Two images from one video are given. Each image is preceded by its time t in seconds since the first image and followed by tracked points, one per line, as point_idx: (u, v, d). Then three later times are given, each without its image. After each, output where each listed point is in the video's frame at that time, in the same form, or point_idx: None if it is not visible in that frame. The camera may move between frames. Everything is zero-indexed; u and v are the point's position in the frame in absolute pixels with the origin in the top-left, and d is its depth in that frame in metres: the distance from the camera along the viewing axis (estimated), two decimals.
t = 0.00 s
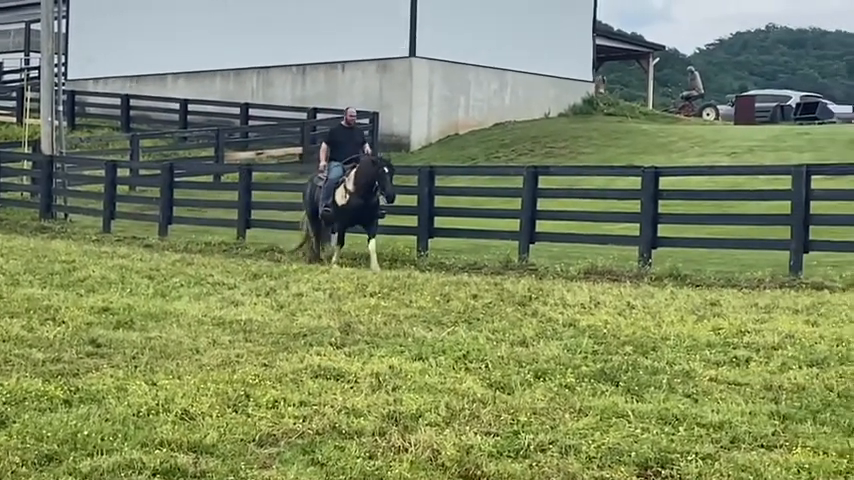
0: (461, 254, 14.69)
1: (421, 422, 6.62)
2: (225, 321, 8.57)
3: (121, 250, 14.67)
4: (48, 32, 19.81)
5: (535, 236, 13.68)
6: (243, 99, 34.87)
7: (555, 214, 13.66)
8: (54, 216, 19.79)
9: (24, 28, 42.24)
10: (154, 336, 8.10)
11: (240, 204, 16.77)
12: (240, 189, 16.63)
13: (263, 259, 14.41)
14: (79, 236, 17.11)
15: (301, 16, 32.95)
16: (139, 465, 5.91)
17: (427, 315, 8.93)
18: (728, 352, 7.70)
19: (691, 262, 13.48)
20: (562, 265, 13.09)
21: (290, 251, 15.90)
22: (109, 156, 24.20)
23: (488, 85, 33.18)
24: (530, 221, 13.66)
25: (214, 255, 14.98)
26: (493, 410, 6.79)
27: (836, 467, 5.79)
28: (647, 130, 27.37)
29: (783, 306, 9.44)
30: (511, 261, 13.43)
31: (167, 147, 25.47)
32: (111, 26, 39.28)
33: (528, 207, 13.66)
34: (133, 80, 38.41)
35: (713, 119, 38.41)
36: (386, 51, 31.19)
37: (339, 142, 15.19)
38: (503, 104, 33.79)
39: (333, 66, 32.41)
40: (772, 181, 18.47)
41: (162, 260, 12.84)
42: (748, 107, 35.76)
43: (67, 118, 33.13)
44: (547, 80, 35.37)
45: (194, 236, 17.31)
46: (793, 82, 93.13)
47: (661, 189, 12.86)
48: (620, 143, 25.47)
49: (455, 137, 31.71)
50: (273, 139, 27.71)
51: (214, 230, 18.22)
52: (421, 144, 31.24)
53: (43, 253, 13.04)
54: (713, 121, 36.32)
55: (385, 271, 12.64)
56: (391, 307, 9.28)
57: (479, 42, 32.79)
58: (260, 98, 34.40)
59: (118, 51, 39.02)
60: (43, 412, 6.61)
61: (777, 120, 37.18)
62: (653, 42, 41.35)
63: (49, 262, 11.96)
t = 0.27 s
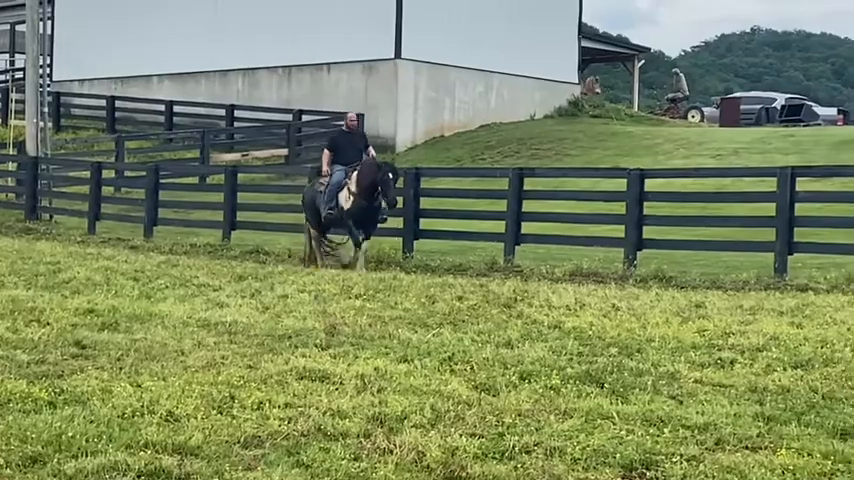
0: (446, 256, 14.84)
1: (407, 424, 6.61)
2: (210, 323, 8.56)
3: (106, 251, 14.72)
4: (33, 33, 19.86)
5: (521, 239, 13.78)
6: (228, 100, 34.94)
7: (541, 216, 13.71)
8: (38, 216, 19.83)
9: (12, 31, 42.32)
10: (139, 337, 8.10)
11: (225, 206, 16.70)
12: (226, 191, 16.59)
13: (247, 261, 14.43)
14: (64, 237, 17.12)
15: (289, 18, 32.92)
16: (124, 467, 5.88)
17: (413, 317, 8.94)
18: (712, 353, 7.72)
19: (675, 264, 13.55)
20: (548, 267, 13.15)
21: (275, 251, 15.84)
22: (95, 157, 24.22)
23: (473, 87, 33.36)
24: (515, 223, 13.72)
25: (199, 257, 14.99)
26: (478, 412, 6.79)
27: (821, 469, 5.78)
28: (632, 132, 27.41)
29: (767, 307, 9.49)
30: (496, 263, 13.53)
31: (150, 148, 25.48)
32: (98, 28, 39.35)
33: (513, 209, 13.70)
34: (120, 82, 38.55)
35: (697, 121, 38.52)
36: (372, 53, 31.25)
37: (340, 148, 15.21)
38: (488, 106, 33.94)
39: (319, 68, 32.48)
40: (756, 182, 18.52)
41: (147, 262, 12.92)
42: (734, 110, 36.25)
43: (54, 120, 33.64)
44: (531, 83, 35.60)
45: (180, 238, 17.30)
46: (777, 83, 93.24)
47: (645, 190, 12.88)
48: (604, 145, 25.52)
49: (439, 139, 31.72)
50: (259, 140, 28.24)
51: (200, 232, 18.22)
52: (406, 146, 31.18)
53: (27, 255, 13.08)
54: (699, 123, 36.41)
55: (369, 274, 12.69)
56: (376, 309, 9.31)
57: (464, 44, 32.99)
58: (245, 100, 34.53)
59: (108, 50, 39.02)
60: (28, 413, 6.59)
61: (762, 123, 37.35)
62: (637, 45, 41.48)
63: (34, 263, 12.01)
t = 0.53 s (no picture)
0: (435, 257, 14.90)
1: (393, 425, 6.59)
2: (197, 324, 8.57)
3: (93, 252, 14.79)
4: (19, 35, 19.95)
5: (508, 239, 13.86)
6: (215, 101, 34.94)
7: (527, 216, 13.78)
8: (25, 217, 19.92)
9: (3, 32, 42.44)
10: (125, 338, 8.12)
11: (212, 207, 16.69)
12: (213, 192, 16.60)
13: (234, 261, 14.45)
14: (51, 238, 17.17)
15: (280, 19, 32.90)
16: (110, 468, 5.84)
17: (400, 317, 8.97)
18: (699, 354, 7.73)
19: (661, 265, 13.58)
20: (534, 268, 13.22)
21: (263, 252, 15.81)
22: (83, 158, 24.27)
23: (460, 88, 33.44)
24: (502, 224, 13.79)
25: (186, 257, 15.01)
26: (464, 413, 6.76)
27: (806, 470, 5.71)
28: (619, 133, 27.41)
29: (754, 309, 9.53)
30: (483, 264, 13.60)
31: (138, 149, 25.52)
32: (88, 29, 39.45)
33: (500, 210, 13.77)
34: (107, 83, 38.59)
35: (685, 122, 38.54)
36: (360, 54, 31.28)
37: (343, 145, 15.12)
38: (475, 107, 34.03)
39: (306, 69, 32.49)
40: (742, 184, 18.54)
41: (134, 263, 12.98)
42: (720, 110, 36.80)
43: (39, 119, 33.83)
44: (519, 83, 35.63)
45: (167, 239, 17.33)
46: (765, 84, 93.31)
47: (632, 191, 12.92)
48: (591, 146, 25.52)
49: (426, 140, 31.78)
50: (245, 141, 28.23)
51: (187, 232, 18.25)
52: (393, 147, 31.22)
53: (13, 257, 13.15)
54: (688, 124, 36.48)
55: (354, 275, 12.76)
56: (363, 310, 9.36)
57: (451, 44, 33.03)
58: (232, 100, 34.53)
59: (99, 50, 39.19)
60: (13, 415, 6.55)
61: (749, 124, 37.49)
62: (624, 46, 41.58)
63: (20, 264, 12.09)
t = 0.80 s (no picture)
0: (424, 257, 14.97)
1: (379, 424, 6.53)
2: (184, 324, 8.66)
3: (81, 252, 14.87)
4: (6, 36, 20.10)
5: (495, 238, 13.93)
6: (204, 101, 35.14)
7: (514, 215, 13.85)
8: (13, 217, 20.04)
9: None
10: (112, 338, 8.17)
11: (200, 207, 16.71)
12: (201, 191, 16.62)
13: (222, 261, 14.49)
14: (39, 238, 17.26)
15: (274, 20, 32.98)
16: (95, 467, 5.75)
17: (387, 318, 9.05)
18: (685, 354, 7.75)
19: (648, 264, 13.63)
20: (522, 268, 13.30)
21: (251, 251, 15.78)
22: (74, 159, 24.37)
23: (448, 88, 33.50)
24: (490, 223, 13.90)
25: (175, 257, 15.04)
26: (451, 413, 6.70)
27: (792, 468, 5.61)
28: (607, 133, 27.43)
29: (740, 309, 9.59)
30: (470, 264, 13.67)
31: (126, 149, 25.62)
32: (82, 31, 39.63)
33: (488, 210, 13.88)
34: (100, 83, 38.84)
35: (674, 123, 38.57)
36: (348, 54, 31.38)
37: (345, 145, 14.86)
38: (463, 107, 34.08)
39: (294, 68, 32.62)
40: (729, 184, 18.58)
41: (122, 264, 13.09)
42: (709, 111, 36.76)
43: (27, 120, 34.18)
44: (507, 83, 35.68)
45: (155, 239, 17.38)
46: (752, 84, 93.35)
47: (620, 191, 12.96)
48: (579, 146, 25.54)
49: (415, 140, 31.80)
50: (234, 141, 28.38)
51: (176, 233, 18.30)
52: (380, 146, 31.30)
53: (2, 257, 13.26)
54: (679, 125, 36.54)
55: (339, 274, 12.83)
56: (350, 310, 9.44)
57: (439, 44, 33.10)
58: (220, 100, 34.69)
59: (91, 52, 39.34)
60: None
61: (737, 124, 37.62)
62: (612, 46, 41.68)
63: (7, 265, 12.18)
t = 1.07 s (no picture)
0: (414, 257, 15.00)
1: (365, 423, 6.48)
2: (170, 323, 8.73)
3: (69, 251, 14.90)
4: None
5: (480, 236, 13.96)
6: (192, 100, 35.19)
7: (501, 214, 13.90)
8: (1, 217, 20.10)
9: None
10: (98, 338, 8.19)
11: (188, 205, 16.71)
12: (188, 190, 16.62)
13: (211, 260, 14.51)
14: (26, 238, 17.31)
15: (266, 21, 32.98)
16: (79, 466, 5.69)
17: (374, 317, 9.11)
18: (672, 353, 7.74)
19: (636, 263, 13.63)
20: (510, 267, 13.36)
21: (239, 250, 15.74)
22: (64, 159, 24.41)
23: (437, 87, 33.49)
24: (478, 223, 13.98)
25: (162, 256, 15.04)
26: (437, 412, 6.66)
27: (777, 467, 5.42)
28: (596, 132, 27.42)
29: (729, 307, 9.61)
30: (458, 263, 13.75)
31: (115, 148, 25.65)
32: (74, 31, 39.67)
33: (476, 209, 13.97)
34: (88, 82, 38.86)
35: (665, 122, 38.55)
36: (337, 52, 31.43)
37: (348, 145, 14.81)
38: (451, 107, 34.08)
39: (283, 67, 32.70)
40: (716, 183, 18.58)
41: (108, 262, 13.15)
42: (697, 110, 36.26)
43: (15, 119, 34.40)
44: (497, 82, 35.67)
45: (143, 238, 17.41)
46: (742, 83, 93.22)
47: (608, 190, 12.98)
48: (567, 145, 25.52)
49: (403, 139, 31.81)
50: (222, 140, 28.40)
51: (163, 232, 18.33)
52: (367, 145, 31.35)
53: None
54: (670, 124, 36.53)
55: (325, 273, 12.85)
56: (338, 309, 9.47)
57: (428, 43, 33.11)
58: (208, 99, 34.75)
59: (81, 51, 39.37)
60: None
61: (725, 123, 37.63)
62: (600, 45, 41.70)
63: None
